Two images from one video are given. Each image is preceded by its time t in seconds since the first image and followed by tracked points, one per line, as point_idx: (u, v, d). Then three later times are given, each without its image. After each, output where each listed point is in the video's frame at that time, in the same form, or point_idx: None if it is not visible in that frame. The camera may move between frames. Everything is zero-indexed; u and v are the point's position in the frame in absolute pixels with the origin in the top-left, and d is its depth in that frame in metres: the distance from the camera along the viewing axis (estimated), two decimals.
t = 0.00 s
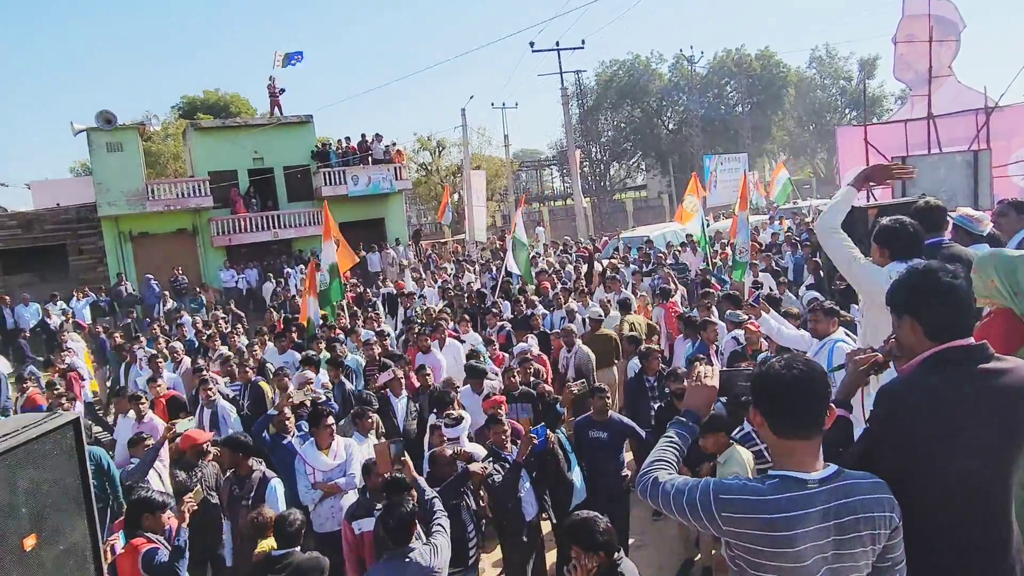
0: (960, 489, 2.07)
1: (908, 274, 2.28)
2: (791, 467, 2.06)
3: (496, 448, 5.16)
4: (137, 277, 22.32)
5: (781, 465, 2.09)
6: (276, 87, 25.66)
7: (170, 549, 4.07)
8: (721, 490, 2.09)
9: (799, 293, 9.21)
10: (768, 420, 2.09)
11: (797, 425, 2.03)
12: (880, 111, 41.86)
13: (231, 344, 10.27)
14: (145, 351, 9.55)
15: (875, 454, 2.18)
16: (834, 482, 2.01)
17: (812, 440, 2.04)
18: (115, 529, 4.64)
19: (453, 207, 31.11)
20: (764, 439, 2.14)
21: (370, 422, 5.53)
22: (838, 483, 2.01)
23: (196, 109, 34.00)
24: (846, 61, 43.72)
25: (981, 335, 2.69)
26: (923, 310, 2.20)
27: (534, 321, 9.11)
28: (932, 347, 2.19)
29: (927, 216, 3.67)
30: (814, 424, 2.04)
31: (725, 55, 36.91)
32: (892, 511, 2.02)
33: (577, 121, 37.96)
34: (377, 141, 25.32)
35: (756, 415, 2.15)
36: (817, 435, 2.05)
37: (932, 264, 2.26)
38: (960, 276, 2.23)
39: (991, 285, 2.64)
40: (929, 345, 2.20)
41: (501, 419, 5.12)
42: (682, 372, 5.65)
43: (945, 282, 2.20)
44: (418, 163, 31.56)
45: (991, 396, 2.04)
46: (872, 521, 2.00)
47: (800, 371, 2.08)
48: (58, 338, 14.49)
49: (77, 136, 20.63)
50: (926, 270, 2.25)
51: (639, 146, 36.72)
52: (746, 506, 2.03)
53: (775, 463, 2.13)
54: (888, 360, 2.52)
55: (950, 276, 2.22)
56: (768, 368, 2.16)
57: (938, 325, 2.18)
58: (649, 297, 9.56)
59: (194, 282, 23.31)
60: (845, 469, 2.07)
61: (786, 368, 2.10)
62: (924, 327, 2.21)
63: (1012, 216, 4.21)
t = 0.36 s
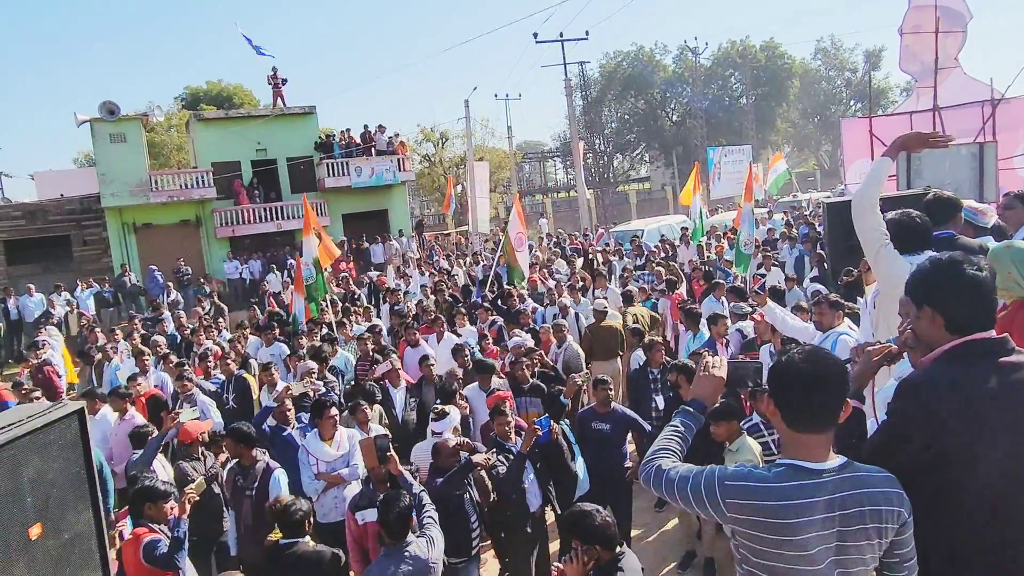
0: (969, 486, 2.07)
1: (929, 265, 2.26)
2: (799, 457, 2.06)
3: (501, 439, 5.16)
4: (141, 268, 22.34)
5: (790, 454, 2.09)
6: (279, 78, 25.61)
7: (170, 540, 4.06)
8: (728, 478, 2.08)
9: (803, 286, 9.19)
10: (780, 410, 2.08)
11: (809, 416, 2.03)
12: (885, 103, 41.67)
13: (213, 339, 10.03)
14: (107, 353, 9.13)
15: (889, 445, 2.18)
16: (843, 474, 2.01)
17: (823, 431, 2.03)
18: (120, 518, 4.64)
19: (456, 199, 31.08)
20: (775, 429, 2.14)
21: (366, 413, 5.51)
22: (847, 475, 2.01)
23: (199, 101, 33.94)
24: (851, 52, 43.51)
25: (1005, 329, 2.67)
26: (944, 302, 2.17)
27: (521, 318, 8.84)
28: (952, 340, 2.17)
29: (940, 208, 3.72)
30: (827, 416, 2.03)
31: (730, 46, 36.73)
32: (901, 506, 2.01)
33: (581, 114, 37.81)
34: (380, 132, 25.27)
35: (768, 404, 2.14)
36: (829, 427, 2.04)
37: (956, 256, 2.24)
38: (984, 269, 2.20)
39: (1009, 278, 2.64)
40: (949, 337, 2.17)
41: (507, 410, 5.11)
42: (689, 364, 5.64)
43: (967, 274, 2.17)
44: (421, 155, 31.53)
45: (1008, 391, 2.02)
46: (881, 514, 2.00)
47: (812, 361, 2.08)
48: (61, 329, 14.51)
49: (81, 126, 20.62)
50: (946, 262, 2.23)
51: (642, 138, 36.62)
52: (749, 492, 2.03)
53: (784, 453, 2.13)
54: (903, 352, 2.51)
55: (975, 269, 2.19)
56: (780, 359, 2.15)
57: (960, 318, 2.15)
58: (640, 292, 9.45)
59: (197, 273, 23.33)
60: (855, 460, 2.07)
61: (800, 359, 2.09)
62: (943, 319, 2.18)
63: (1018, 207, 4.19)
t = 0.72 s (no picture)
0: (976, 483, 2.09)
1: (945, 257, 2.24)
2: (803, 448, 2.07)
3: (502, 431, 5.16)
4: (143, 261, 22.36)
5: (794, 446, 2.09)
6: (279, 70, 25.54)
7: (169, 532, 4.07)
8: (733, 471, 2.09)
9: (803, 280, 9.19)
10: (788, 405, 2.08)
11: (817, 408, 2.03)
12: (888, 96, 41.55)
13: (188, 340, 9.83)
14: (72, 351, 8.87)
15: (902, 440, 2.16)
16: (848, 465, 2.02)
17: (828, 424, 2.04)
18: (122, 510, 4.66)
19: (457, 191, 31.07)
20: (782, 421, 2.13)
21: (367, 406, 5.52)
22: (853, 467, 2.02)
23: (199, 93, 33.88)
24: (853, 45, 43.35)
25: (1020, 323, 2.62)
26: (959, 293, 2.17)
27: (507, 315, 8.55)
28: (967, 334, 2.17)
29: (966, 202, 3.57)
30: (835, 409, 2.04)
31: (732, 39, 36.60)
32: (905, 500, 2.02)
33: (582, 106, 37.75)
34: (380, 125, 25.21)
35: (775, 397, 2.14)
36: (836, 420, 2.05)
37: (974, 248, 2.22)
38: (1002, 262, 2.19)
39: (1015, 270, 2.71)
40: (964, 331, 2.17)
41: (508, 402, 5.10)
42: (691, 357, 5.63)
43: (983, 268, 2.16)
44: (422, 148, 31.49)
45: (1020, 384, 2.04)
46: (886, 508, 2.00)
47: (819, 354, 2.08)
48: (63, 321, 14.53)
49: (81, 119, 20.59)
50: (963, 255, 2.21)
51: (643, 131, 36.53)
52: (753, 484, 2.03)
53: (790, 446, 2.13)
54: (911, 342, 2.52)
55: (991, 261, 2.19)
56: (789, 352, 2.15)
57: (976, 311, 2.14)
58: (635, 284, 9.32)
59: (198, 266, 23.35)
60: (861, 454, 2.07)
61: (808, 352, 2.09)
62: (960, 311, 2.17)
63: None
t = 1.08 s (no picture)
0: (980, 481, 2.08)
1: (960, 254, 2.24)
2: (804, 447, 2.06)
3: (502, 430, 5.17)
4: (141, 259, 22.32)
5: (795, 445, 2.09)
6: (278, 68, 25.52)
7: (165, 530, 4.07)
8: (734, 468, 2.08)
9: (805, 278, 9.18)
10: (788, 402, 2.08)
11: (819, 406, 2.02)
12: (887, 95, 41.54)
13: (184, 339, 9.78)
14: (31, 360, 8.27)
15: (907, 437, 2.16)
16: (849, 462, 2.02)
17: (830, 421, 2.04)
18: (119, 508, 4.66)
19: (456, 190, 31.05)
20: (782, 419, 2.13)
21: (366, 404, 5.52)
22: (855, 464, 2.02)
23: (198, 92, 33.84)
24: (852, 44, 43.34)
25: None
26: (972, 290, 2.18)
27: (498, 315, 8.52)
28: (978, 332, 2.18)
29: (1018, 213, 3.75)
30: (836, 406, 2.04)
31: (731, 38, 36.58)
32: (907, 498, 2.01)
33: (581, 105, 37.74)
34: (379, 123, 25.19)
35: (776, 395, 2.14)
36: (839, 416, 2.04)
37: (987, 247, 2.23)
38: (1018, 261, 2.20)
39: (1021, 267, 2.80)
40: (976, 330, 2.18)
41: (507, 400, 5.09)
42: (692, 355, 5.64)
43: (997, 267, 2.17)
44: (421, 146, 31.48)
45: None
46: (889, 505, 1.99)
47: (822, 352, 2.07)
48: (61, 319, 14.48)
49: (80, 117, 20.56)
50: (980, 253, 2.21)
51: (643, 129, 36.50)
52: (752, 483, 2.03)
53: (790, 444, 2.13)
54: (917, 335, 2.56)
55: (1007, 260, 2.19)
56: (791, 350, 2.15)
57: (988, 308, 2.15)
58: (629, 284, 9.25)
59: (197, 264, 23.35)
60: (864, 452, 2.06)
61: (810, 349, 2.09)
62: (973, 309, 2.18)
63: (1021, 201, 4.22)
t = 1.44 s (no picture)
0: (981, 484, 2.10)
1: (961, 259, 2.27)
2: (802, 450, 2.07)
3: (501, 432, 5.18)
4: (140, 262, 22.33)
5: (792, 448, 2.10)
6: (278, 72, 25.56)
7: (164, 534, 4.09)
8: (732, 471, 2.10)
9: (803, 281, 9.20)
10: (786, 405, 2.10)
11: (817, 410, 2.04)
12: (886, 98, 41.62)
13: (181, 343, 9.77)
14: None
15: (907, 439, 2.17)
16: (846, 465, 2.03)
17: (827, 424, 2.05)
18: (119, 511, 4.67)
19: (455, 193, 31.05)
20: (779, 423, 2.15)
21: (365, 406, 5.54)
22: (853, 467, 2.03)
23: (197, 95, 33.87)
24: (851, 47, 43.44)
25: None
26: (973, 294, 2.20)
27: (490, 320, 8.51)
28: (978, 334, 2.21)
29: None
30: (834, 410, 2.05)
31: (729, 40, 36.64)
32: (905, 501, 2.03)
33: (580, 108, 37.79)
34: (379, 126, 25.22)
35: (774, 399, 2.16)
36: (837, 420, 2.07)
37: (987, 251, 2.26)
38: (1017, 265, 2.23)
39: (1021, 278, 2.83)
40: (975, 332, 2.21)
41: (507, 403, 5.10)
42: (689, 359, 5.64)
43: (999, 271, 2.19)
44: (420, 149, 31.53)
45: None
46: (887, 507, 2.01)
47: (818, 356, 2.10)
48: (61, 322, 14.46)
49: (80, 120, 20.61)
50: (980, 258, 2.24)
51: (642, 132, 36.53)
52: (750, 486, 2.05)
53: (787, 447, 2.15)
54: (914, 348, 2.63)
55: (1007, 265, 2.22)
56: (787, 354, 2.17)
57: (988, 312, 2.18)
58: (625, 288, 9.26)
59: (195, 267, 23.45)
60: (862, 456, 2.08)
61: (806, 353, 2.11)
62: (973, 312, 2.20)
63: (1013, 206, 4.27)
